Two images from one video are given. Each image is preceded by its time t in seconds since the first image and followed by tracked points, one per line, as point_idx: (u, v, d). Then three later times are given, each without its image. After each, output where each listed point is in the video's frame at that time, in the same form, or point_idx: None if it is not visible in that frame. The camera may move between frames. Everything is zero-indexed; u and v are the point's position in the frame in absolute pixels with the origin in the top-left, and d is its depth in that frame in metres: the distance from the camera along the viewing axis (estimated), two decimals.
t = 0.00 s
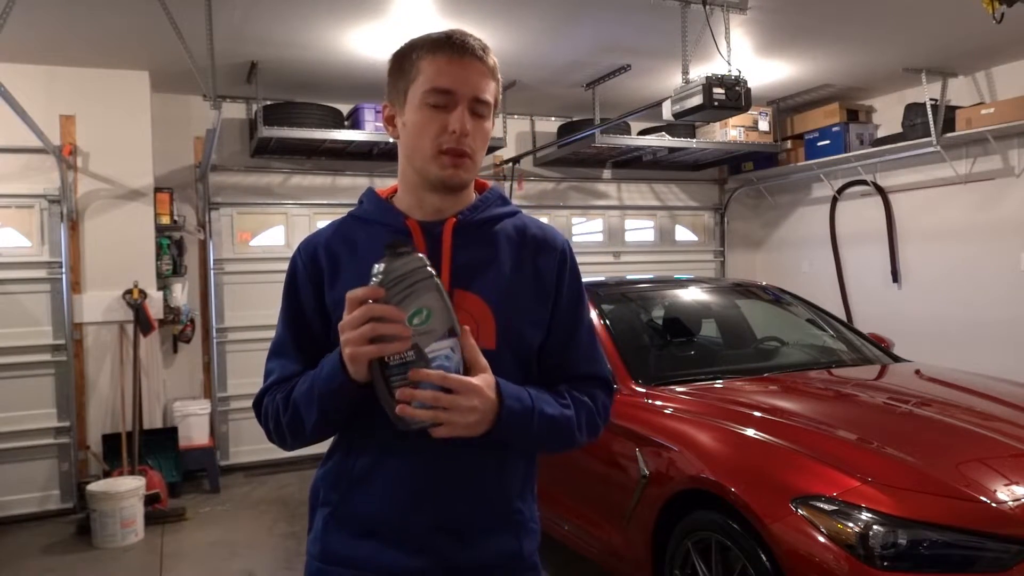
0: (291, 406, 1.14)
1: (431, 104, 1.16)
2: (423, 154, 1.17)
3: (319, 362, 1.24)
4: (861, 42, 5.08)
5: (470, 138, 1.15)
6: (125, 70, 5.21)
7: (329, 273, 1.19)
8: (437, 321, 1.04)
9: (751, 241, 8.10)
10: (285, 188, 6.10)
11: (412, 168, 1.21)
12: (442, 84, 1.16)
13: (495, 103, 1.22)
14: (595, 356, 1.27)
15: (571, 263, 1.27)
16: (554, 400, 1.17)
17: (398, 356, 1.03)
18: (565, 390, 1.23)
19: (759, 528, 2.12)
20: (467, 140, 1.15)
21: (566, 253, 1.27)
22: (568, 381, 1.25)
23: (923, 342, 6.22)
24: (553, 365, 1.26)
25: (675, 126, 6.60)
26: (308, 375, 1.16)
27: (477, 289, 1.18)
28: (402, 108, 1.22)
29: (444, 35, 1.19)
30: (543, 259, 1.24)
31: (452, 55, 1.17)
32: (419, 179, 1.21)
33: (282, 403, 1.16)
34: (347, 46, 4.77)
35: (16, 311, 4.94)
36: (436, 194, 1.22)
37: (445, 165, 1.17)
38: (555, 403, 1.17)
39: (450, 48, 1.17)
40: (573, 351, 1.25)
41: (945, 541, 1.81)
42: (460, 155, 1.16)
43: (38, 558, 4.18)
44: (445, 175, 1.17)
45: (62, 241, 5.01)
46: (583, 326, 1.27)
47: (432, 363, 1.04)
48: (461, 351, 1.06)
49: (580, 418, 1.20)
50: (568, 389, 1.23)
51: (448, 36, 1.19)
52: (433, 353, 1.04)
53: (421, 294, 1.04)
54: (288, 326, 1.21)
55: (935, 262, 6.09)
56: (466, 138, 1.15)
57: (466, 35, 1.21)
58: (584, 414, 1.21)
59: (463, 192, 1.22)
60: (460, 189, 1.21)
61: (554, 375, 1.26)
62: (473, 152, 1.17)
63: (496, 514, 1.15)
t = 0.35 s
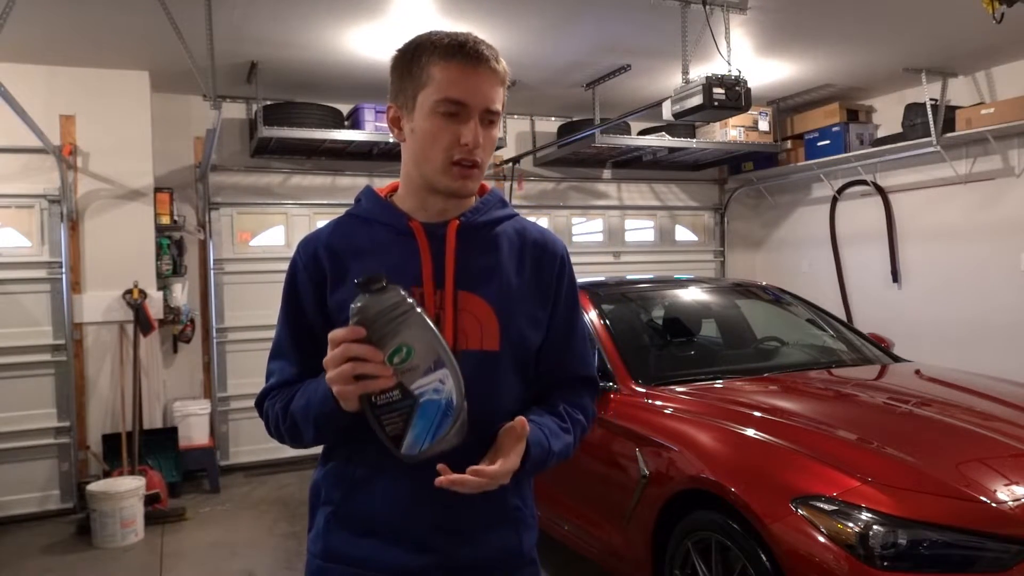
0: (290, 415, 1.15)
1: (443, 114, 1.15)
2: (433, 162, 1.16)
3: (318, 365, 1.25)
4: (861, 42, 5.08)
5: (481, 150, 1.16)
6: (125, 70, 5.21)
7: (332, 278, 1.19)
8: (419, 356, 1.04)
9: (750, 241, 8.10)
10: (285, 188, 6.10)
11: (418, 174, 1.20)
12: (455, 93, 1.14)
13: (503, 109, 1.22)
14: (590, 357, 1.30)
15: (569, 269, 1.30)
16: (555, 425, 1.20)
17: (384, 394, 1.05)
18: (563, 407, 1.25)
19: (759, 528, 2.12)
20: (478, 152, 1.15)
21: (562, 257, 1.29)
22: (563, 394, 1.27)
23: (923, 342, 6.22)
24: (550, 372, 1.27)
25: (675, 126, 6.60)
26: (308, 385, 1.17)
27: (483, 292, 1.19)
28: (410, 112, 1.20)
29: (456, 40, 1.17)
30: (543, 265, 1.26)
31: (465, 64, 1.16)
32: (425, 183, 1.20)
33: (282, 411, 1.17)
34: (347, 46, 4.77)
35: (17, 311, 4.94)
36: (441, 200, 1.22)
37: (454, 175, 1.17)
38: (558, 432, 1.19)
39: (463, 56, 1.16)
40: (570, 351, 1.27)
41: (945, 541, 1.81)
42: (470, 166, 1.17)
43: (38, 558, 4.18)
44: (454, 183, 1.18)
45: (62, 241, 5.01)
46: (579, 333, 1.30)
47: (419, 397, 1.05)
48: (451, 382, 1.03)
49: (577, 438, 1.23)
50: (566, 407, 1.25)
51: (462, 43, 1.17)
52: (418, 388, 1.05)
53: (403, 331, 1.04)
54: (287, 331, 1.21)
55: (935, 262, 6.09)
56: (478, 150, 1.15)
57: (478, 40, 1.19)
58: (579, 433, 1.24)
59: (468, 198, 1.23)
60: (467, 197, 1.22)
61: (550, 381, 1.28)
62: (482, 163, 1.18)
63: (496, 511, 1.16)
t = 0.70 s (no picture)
0: (294, 421, 1.14)
1: (425, 107, 1.15)
2: (420, 157, 1.16)
3: (314, 366, 1.24)
4: (861, 42, 5.08)
5: (466, 140, 1.15)
6: (125, 70, 5.21)
7: (327, 281, 1.19)
8: (463, 383, 1.06)
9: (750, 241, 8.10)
10: (284, 188, 6.10)
11: (408, 171, 1.20)
12: (435, 85, 1.14)
13: (487, 98, 1.22)
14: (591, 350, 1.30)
15: (569, 262, 1.30)
16: (567, 410, 1.22)
17: (425, 419, 1.05)
18: (574, 394, 1.26)
19: (759, 528, 2.12)
20: (464, 142, 1.15)
21: (561, 250, 1.29)
22: (572, 383, 1.28)
23: (923, 342, 6.22)
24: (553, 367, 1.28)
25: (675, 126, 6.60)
26: (312, 390, 1.17)
27: (482, 291, 1.19)
28: (394, 110, 1.20)
29: (432, 32, 1.17)
30: (543, 259, 1.26)
31: (442, 54, 1.15)
32: (415, 181, 1.21)
33: (284, 416, 1.15)
34: (346, 46, 4.77)
35: (17, 311, 4.94)
36: (433, 195, 1.22)
37: (443, 168, 1.17)
38: (572, 417, 1.21)
39: (440, 46, 1.16)
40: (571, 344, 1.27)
41: (946, 541, 1.81)
42: (457, 157, 1.16)
43: (38, 558, 4.18)
44: (444, 177, 1.17)
45: (62, 241, 5.01)
46: (581, 324, 1.29)
47: (459, 425, 1.06)
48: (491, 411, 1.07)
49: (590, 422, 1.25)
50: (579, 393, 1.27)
51: (437, 34, 1.17)
52: (458, 415, 1.06)
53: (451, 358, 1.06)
54: (285, 333, 1.21)
55: (935, 262, 6.09)
56: (463, 140, 1.15)
57: (455, 30, 1.19)
58: (592, 417, 1.27)
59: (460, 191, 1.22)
60: (459, 191, 1.21)
61: (555, 374, 1.29)
62: (470, 153, 1.17)
63: (500, 510, 1.16)
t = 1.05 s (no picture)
0: (286, 414, 1.14)
1: (428, 107, 1.15)
2: (422, 156, 1.16)
3: (310, 363, 1.24)
4: (861, 43, 5.08)
5: (468, 140, 1.15)
6: (125, 70, 5.21)
7: (327, 278, 1.18)
8: (434, 362, 1.06)
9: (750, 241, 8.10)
10: (284, 188, 6.10)
11: (409, 169, 1.20)
12: (439, 84, 1.14)
13: (490, 98, 1.22)
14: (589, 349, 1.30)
15: (567, 261, 1.30)
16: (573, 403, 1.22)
17: (400, 403, 1.06)
18: (576, 389, 1.27)
19: (760, 528, 2.12)
20: (466, 143, 1.15)
21: (560, 249, 1.29)
22: (572, 380, 1.29)
23: (923, 342, 6.22)
24: (553, 366, 1.29)
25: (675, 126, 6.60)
26: (302, 383, 1.16)
27: (484, 288, 1.19)
28: (396, 107, 1.20)
29: (436, 30, 1.17)
30: (542, 257, 1.27)
31: (446, 53, 1.15)
32: (416, 179, 1.21)
33: (276, 410, 1.15)
34: (347, 46, 4.78)
35: (16, 311, 4.94)
36: (434, 194, 1.22)
37: (444, 168, 1.17)
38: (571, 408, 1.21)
39: (444, 46, 1.16)
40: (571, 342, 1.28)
41: (946, 541, 1.81)
42: (459, 157, 1.16)
43: (38, 558, 4.18)
44: (445, 177, 1.18)
45: (62, 241, 5.01)
46: (579, 324, 1.30)
47: (435, 404, 1.06)
48: (467, 386, 1.06)
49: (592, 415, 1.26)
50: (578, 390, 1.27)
51: (441, 33, 1.16)
52: (433, 395, 1.06)
53: (418, 337, 1.05)
54: (279, 329, 1.20)
55: (935, 262, 6.09)
56: (466, 141, 1.15)
57: (458, 28, 1.19)
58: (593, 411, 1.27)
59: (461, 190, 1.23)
60: (460, 189, 1.22)
61: (555, 371, 1.29)
62: (472, 153, 1.17)
63: (499, 511, 1.16)
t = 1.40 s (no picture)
0: (271, 410, 1.14)
1: (424, 102, 1.15)
2: (418, 152, 1.16)
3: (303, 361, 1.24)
4: (861, 42, 5.08)
5: (464, 136, 1.15)
6: (125, 69, 5.21)
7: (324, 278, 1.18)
8: (395, 348, 1.07)
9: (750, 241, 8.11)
10: (284, 188, 6.10)
11: (405, 165, 1.21)
12: (435, 80, 1.15)
13: (488, 96, 1.22)
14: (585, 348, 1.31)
15: (563, 259, 1.32)
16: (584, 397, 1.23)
17: (362, 392, 1.07)
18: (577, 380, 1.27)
19: (759, 528, 2.12)
20: (462, 139, 1.15)
21: (556, 248, 1.30)
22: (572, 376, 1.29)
23: (923, 342, 6.22)
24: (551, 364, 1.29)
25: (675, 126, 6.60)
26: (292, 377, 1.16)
27: (483, 287, 1.19)
28: (393, 103, 1.20)
29: (434, 27, 1.17)
30: (540, 256, 1.27)
31: (444, 50, 1.16)
32: (412, 175, 1.21)
33: (263, 406, 1.15)
34: (347, 46, 4.77)
35: (16, 311, 4.94)
36: (431, 190, 1.22)
37: (440, 163, 1.17)
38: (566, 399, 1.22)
39: (442, 42, 1.16)
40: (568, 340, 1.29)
41: (946, 541, 1.81)
42: (455, 154, 1.16)
43: (38, 558, 4.18)
44: (440, 173, 1.18)
45: (62, 241, 5.02)
46: (576, 322, 1.31)
47: (397, 392, 1.07)
48: (431, 372, 1.06)
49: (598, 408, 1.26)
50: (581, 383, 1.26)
51: (439, 29, 1.17)
52: (395, 382, 1.07)
53: (379, 323, 1.06)
54: (271, 327, 1.21)
55: (935, 262, 6.09)
56: (461, 137, 1.15)
57: (456, 26, 1.19)
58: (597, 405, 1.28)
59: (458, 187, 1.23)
60: (456, 187, 1.22)
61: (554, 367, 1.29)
62: (468, 150, 1.17)
63: (499, 511, 1.16)
